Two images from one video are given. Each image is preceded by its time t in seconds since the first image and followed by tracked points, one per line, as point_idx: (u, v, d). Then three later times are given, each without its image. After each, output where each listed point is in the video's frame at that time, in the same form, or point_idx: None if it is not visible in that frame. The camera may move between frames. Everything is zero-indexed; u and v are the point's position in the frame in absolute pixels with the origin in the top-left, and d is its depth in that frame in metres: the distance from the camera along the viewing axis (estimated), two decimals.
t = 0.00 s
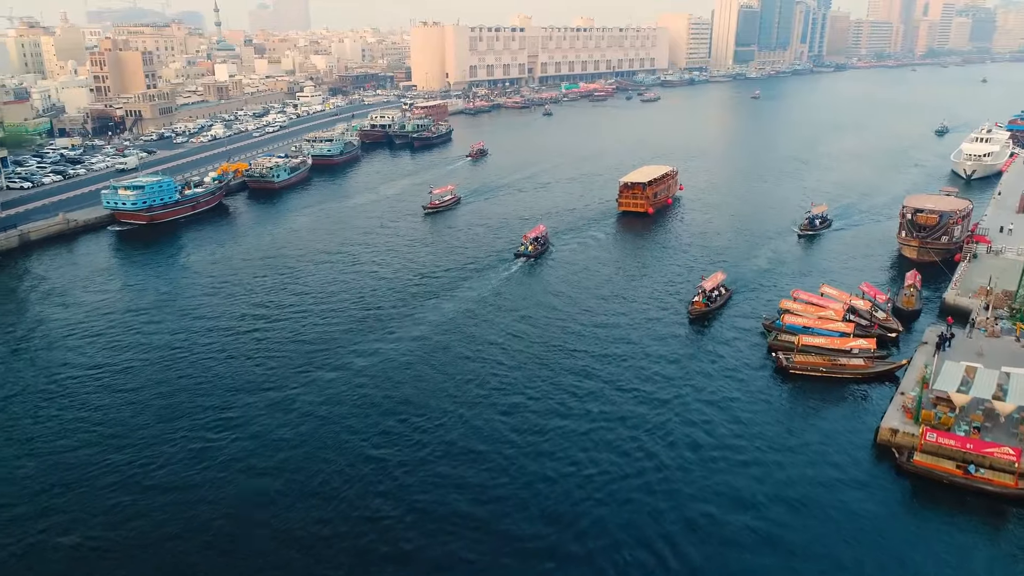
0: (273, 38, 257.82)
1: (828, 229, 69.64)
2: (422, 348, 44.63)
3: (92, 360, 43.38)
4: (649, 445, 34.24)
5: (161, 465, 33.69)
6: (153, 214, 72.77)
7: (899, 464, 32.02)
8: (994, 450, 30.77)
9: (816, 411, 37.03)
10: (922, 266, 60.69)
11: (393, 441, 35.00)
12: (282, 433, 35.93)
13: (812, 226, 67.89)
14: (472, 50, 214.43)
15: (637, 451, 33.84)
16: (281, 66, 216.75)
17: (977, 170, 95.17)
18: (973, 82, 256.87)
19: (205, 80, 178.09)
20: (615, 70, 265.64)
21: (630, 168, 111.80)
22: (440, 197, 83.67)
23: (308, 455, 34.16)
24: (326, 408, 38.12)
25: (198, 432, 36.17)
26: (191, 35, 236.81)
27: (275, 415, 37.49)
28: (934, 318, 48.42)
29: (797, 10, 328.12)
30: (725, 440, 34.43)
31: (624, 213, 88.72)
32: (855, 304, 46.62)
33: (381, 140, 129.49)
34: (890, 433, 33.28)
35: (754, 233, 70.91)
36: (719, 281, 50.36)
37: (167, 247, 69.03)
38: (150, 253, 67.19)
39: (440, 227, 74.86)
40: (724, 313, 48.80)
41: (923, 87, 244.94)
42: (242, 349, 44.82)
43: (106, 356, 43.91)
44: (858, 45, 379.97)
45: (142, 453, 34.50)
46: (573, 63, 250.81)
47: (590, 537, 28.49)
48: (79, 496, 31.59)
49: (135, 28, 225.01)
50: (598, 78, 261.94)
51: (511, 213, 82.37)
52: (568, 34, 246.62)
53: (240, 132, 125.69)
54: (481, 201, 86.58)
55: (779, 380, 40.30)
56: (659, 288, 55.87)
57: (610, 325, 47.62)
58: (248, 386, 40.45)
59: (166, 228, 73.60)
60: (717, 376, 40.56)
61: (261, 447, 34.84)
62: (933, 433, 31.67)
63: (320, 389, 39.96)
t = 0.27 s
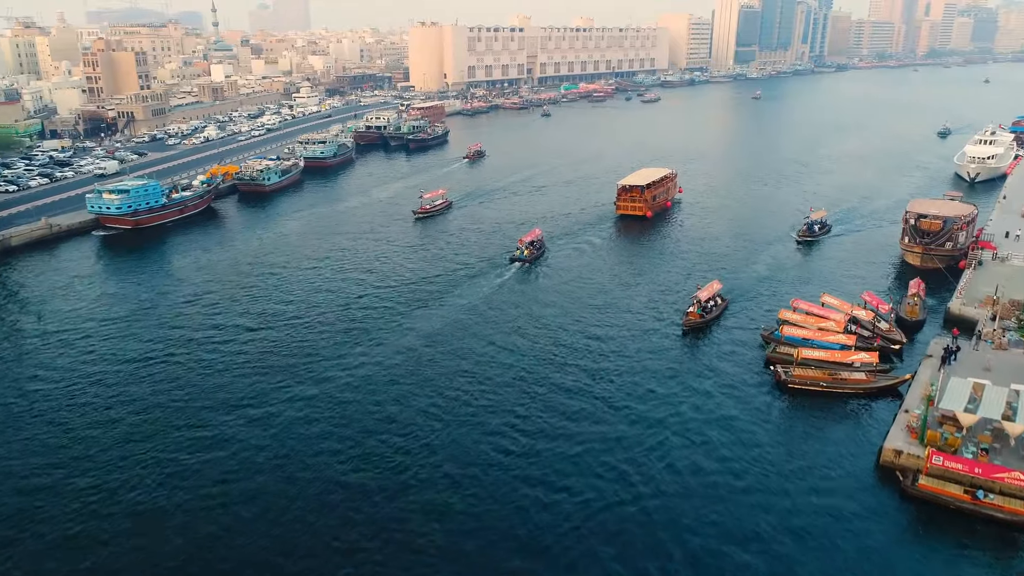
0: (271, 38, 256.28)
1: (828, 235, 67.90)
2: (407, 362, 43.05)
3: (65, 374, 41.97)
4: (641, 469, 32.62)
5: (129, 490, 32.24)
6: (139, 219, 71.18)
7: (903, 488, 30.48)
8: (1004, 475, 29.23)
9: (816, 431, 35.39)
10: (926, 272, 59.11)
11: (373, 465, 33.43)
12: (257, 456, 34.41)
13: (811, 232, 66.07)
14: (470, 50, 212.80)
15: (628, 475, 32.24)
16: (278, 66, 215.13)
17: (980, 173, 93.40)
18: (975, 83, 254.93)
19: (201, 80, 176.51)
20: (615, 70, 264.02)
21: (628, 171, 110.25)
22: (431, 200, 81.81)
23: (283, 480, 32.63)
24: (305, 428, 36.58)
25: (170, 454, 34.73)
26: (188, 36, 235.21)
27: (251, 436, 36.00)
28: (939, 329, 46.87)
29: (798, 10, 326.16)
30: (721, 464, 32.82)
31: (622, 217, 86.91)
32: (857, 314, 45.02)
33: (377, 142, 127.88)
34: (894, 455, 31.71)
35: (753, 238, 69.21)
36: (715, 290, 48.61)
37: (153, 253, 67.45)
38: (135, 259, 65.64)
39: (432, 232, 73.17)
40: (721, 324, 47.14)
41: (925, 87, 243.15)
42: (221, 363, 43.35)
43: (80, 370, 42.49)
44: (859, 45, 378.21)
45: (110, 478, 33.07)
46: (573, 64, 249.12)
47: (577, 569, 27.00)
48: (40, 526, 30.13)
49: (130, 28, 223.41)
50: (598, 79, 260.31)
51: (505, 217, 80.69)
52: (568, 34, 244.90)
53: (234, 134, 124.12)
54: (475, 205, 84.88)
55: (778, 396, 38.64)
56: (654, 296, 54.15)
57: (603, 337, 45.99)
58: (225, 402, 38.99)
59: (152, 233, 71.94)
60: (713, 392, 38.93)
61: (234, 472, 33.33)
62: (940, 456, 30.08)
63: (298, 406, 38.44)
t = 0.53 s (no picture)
0: (269, 38, 255.05)
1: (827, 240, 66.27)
2: (392, 376, 41.60)
3: (39, 389, 40.87)
4: (632, 492, 31.12)
5: (97, 514, 30.95)
6: (125, 223, 69.86)
7: (907, 511, 29.11)
8: (1012, 499, 27.82)
9: (816, 450, 33.89)
10: (929, 279, 57.70)
11: (352, 488, 31.99)
12: (233, 477, 33.04)
13: (810, 237, 64.42)
14: (469, 51, 211.48)
15: (618, 498, 30.79)
16: (276, 67, 213.91)
17: (984, 176, 91.76)
18: (978, 83, 253.04)
19: (197, 81, 175.33)
20: (614, 70, 262.69)
21: (626, 172, 108.97)
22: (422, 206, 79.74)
23: (259, 503, 31.26)
24: (283, 447, 35.22)
25: (142, 475, 33.49)
26: (186, 37, 234.11)
27: (226, 455, 34.67)
28: (943, 338, 45.48)
29: (799, 10, 324.50)
30: (716, 486, 31.36)
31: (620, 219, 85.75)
32: (858, 323, 43.63)
33: (372, 143, 126.50)
34: (897, 475, 30.34)
35: (752, 243, 67.68)
36: (712, 299, 47.10)
37: (140, 256, 66.14)
38: (120, 262, 64.33)
39: (422, 237, 71.65)
40: (718, 335, 45.62)
41: (927, 88, 241.40)
42: (200, 376, 42.12)
43: (54, 386, 41.37)
44: (861, 45, 376.68)
45: (78, 500, 31.81)
46: (572, 64, 247.76)
47: None
48: (2, 553, 28.81)
49: (127, 29, 222.31)
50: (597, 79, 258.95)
51: (499, 221, 79.21)
52: (568, 34, 243.47)
53: (228, 136, 122.87)
54: (469, 209, 83.41)
55: (776, 412, 37.15)
56: (648, 304, 52.65)
57: (594, 349, 44.49)
58: (201, 419, 37.77)
59: (139, 237, 70.72)
60: (708, 408, 37.45)
61: (208, 495, 31.96)
62: (945, 478, 28.67)
63: (277, 423, 37.11)
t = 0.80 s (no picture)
0: (266, 39, 253.34)
1: (826, 246, 64.40)
2: (374, 393, 39.88)
3: (9, 405, 39.45)
4: (623, 523, 29.38)
5: (60, 545, 29.44)
6: (109, 227, 68.19)
7: (913, 541, 27.45)
8: None
9: (816, 474, 32.14)
10: (933, 287, 55.95)
11: (327, 518, 30.31)
12: (202, 505, 31.40)
13: (808, 243, 62.43)
14: (467, 51, 209.86)
15: (608, 529, 29.11)
16: (273, 67, 212.24)
17: (988, 179, 90.05)
18: (980, 83, 251.15)
19: (192, 82, 173.68)
20: (613, 71, 261.03)
21: (624, 174, 107.29)
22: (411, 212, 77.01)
23: (231, 533, 29.73)
24: (257, 471, 33.56)
25: (109, 501, 31.97)
26: (182, 37, 232.49)
27: (196, 480, 33.04)
28: (948, 350, 43.76)
29: (799, 10, 322.72)
30: (711, 517, 29.63)
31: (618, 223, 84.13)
32: (860, 335, 41.92)
33: (367, 145, 124.79)
34: (902, 501, 28.68)
35: (750, 249, 65.86)
36: (707, 309, 45.35)
37: (123, 262, 64.47)
38: (103, 268, 62.69)
39: (412, 241, 69.84)
40: (714, 347, 43.84)
41: (928, 88, 239.44)
42: (174, 391, 40.59)
43: (23, 401, 39.90)
44: (862, 46, 374.99)
45: (40, 530, 30.26)
46: (571, 65, 246.03)
47: None
48: None
49: (123, 29, 220.70)
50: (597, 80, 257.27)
51: (492, 224, 77.39)
52: (567, 34, 241.76)
53: (221, 137, 121.23)
54: (462, 213, 81.66)
55: (774, 432, 35.41)
56: (642, 312, 50.85)
57: (585, 362, 42.78)
58: (172, 438, 36.22)
59: (123, 242, 69.06)
60: (703, 428, 35.73)
61: (178, 524, 30.40)
62: (954, 506, 26.97)
63: (254, 445, 35.52)
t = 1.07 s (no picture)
0: (263, 39, 251.75)
1: (825, 252, 62.60)
2: (355, 411, 38.23)
3: None
4: (612, 555, 27.72)
5: None
6: (92, 232, 66.63)
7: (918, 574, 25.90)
8: None
9: (817, 500, 30.44)
10: (937, 295, 54.23)
11: (300, 549, 28.67)
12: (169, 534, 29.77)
13: (806, 250, 60.44)
14: (465, 52, 208.29)
15: (597, 561, 27.47)
16: (269, 68, 210.64)
17: (992, 181, 88.34)
18: (982, 84, 249.39)
19: (187, 83, 172.12)
20: (613, 71, 259.42)
21: (622, 176, 105.62)
22: (400, 217, 74.86)
23: (198, 565, 28.10)
24: (228, 497, 31.92)
25: (72, 529, 30.40)
26: (178, 38, 231.16)
27: (164, 506, 31.44)
28: (954, 363, 42.08)
29: (800, 10, 321.06)
30: (706, 548, 27.96)
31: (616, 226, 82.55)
32: (863, 348, 40.21)
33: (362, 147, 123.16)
34: (906, 530, 27.15)
35: (749, 254, 64.09)
36: (700, 322, 43.38)
37: (106, 268, 62.85)
38: (84, 274, 61.09)
39: (402, 247, 68.15)
40: (710, 360, 42.06)
41: (930, 89, 237.56)
42: (146, 409, 39.04)
43: None
44: (863, 46, 373.30)
45: None
46: (571, 65, 244.32)
47: None
48: None
49: (119, 30, 219.31)
50: (596, 81, 255.72)
51: (486, 228, 75.65)
52: (566, 34, 240.07)
53: (214, 139, 119.62)
54: (455, 217, 79.93)
55: (772, 453, 33.68)
56: (636, 321, 49.11)
57: (575, 375, 41.09)
58: (142, 460, 34.66)
59: (107, 247, 67.44)
60: (698, 448, 34.05)
61: (143, 555, 28.79)
62: (959, 536, 25.40)
63: (229, 468, 33.92)
